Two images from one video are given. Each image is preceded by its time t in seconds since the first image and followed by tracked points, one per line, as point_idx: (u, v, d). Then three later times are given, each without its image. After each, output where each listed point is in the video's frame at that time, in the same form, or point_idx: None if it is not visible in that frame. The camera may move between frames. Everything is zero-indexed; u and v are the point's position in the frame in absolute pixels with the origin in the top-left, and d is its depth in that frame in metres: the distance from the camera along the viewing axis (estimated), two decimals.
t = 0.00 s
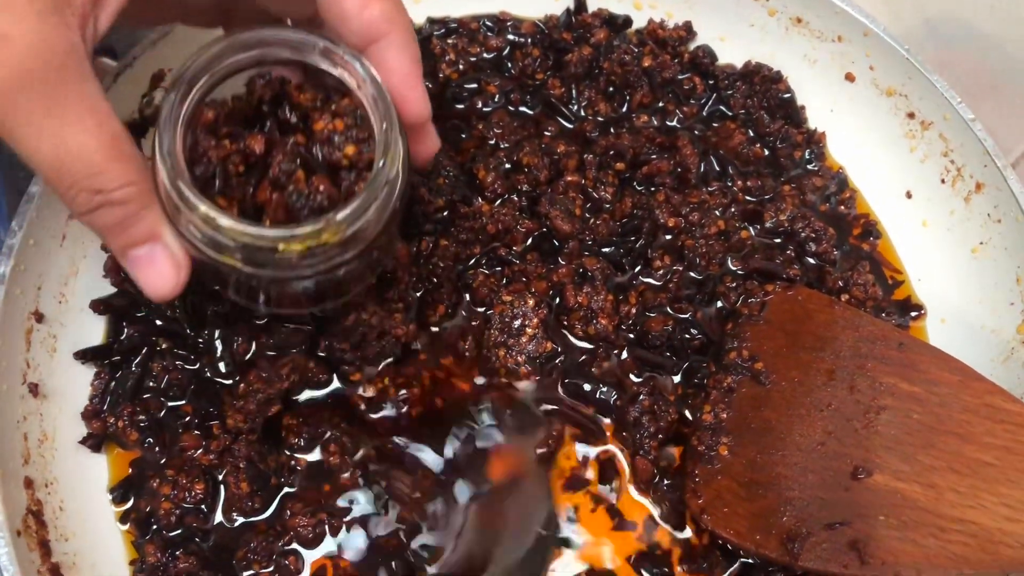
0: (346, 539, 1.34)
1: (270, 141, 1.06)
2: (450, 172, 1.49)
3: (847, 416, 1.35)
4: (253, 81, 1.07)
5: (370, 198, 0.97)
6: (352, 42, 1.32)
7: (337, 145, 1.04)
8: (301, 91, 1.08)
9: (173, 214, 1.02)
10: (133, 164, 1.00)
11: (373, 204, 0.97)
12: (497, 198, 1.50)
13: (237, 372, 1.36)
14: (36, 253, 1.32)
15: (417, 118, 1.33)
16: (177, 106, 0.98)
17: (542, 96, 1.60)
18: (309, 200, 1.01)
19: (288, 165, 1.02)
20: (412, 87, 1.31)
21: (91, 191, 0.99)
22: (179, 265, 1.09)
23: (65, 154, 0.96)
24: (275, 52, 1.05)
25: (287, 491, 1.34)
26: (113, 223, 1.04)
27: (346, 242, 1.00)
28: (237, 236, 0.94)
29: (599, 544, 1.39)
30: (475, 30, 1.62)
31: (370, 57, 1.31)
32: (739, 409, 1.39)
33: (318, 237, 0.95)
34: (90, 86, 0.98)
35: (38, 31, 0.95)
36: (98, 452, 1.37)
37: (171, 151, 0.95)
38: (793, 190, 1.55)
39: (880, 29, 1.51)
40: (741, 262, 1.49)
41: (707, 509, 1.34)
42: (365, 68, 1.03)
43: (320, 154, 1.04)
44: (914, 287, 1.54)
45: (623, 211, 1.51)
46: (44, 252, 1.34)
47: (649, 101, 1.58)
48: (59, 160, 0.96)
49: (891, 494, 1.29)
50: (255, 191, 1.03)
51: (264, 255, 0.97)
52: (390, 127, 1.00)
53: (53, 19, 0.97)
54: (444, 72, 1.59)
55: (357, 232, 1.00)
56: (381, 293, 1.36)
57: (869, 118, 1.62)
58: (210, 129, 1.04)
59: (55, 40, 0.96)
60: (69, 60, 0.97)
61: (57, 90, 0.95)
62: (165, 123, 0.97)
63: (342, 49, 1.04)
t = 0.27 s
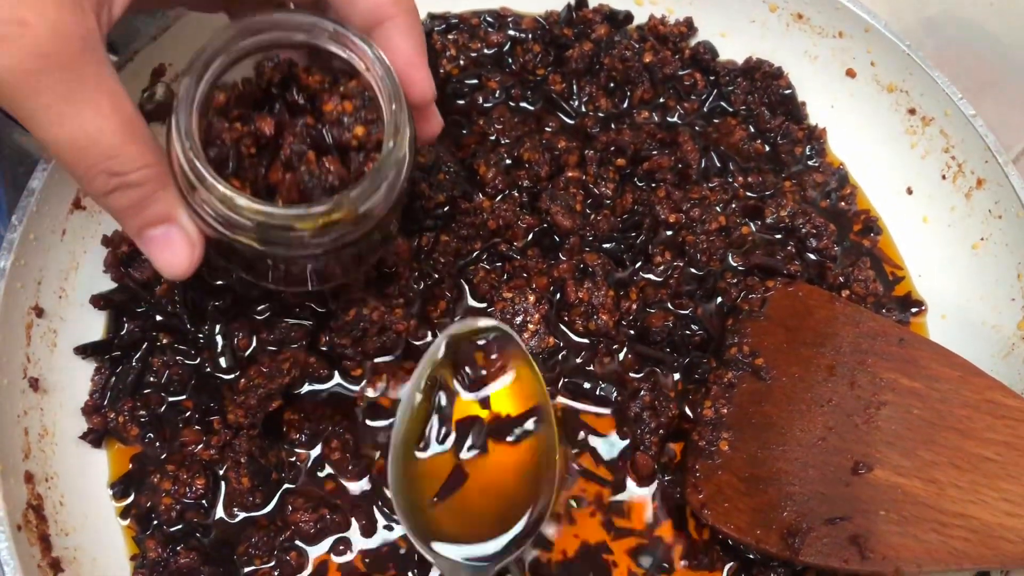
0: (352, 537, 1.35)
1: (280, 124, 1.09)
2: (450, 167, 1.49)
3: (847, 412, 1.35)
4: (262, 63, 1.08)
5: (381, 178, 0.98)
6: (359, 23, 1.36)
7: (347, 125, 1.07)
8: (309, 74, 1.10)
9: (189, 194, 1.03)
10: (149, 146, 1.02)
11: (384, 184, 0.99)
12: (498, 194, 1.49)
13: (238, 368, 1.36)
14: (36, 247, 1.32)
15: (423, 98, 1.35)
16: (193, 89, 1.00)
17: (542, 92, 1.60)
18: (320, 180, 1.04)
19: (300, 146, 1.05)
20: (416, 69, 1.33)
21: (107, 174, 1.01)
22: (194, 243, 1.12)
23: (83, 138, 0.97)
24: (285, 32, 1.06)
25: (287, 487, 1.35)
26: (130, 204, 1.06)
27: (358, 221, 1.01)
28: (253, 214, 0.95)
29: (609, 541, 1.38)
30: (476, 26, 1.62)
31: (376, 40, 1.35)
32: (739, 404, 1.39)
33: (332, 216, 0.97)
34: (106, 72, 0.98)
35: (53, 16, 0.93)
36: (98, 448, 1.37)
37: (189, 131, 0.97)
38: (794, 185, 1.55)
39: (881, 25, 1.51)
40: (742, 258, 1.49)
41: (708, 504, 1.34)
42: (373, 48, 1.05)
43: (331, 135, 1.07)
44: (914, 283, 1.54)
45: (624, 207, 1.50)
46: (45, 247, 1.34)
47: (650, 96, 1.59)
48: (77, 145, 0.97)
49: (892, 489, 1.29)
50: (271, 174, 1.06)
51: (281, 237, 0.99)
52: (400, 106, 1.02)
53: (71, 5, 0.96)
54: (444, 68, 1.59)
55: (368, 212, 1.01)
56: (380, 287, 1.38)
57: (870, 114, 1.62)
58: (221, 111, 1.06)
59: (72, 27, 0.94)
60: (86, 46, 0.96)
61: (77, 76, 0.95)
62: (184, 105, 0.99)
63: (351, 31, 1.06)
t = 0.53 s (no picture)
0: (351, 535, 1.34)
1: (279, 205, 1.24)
2: (448, 165, 1.52)
3: (843, 409, 1.35)
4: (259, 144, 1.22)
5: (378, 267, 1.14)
6: (366, 107, 1.37)
7: (346, 211, 1.21)
8: (312, 155, 1.24)
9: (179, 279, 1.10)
10: (141, 225, 1.05)
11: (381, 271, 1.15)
12: (495, 191, 1.50)
13: (234, 365, 1.36)
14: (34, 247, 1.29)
15: (426, 183, 1.35)
16: (191, 175, 1.12)
17: (539, 90, 1.60)
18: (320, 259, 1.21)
19: (299, 232, 1.22)
20: (420, 155, 1.33)
21: (101, 253, 1.04)
22: (186, 325, 1.11)
23: (78, 216, 1.00)
24: (288, 118, 1.20)
25: (283, 484, 1.33)
26: (124, 282, 1.08)
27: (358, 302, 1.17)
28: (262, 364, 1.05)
29: (611, 542, 1.37)
30: (473, 23, 1.62)
31: (381, 121, 1.35)
32: (736, 402, 1.39)
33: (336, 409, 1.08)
34: (102, 150, 1.02)
35: (54, 91, 0.98)
36: (95, 445, 1.38)
37: (184, 221, 1.08)
38: (790, 183, 1.55)
39: (879, 23, 1.51)
40: (739, 256, 1.49)
41: (704, 501, 1.34)
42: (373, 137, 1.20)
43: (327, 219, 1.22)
44: (910, 280, 1.55)
45: (620, 205, 1.51)
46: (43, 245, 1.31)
47: (647, 95, 1.58)
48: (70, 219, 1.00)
49: (887, 486, 1.29)
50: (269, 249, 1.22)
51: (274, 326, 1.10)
52: (401, 196, 1.17)
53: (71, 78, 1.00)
54: (441, 65, 1.58)
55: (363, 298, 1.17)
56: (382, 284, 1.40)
57: (867, 112, 1.61)
58: (222, 190, 1.20)
59: (69, 105, 0.98)
60: (84, 120, 1.00)
61: (72, 155, 0.99)
62: (180, 195, 1.10)
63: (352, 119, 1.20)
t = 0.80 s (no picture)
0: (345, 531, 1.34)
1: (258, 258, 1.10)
2: (443, 161, 1.50)
3: (840, 406, 1.35)
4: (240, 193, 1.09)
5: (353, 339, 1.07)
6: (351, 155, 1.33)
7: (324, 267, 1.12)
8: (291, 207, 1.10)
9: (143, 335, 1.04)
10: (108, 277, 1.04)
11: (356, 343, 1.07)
12: (491, 187, 1.49)
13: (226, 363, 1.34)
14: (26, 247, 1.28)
15: (412, 238, 1.28)
16: (154, 227, 1.01)
17: (535, 86, 1.60)
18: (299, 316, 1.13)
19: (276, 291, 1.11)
20: (407, 208, 1.26)
21: (62, 304, 1.02)
22: (150, 375, 1.12)
23: (40, 264, 0.99)
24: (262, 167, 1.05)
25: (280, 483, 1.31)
26: (84, 334, 1.06)
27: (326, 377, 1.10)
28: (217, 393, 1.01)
29: (607, 541, 1.37)
30: (469, 18, 1.62)
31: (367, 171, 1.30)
32: (732, 399, 1.39)
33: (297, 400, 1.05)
34: (67, 195, 1.01)
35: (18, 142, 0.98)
36: (89, 443, 1.37)
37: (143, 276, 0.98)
38: (787, 180, 1.54)
39: (875, 19, 1.50)
40: (736, 253, 1.49)
41: (700, 498, 1.33)
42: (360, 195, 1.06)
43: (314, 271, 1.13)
44: (908, 277, 1.55)
45: (617, 201, 1.49)
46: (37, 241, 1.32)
47: (644, 90, 1.58)
48: (31, 272, 0.99)
49: (884, 484, 1.29)
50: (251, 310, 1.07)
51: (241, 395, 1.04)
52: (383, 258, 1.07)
53: (34, 127, 1.00)
54: (437, 60, 1.58)
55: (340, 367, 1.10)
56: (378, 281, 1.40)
57: (865, 108, 1.61)
58: (193, 239, 1.08)
59: (34, 147, 0.99)
60: (46, 168, 1.00)
61: (35, 201, 0.98)
62: (140, 247, 0.99)
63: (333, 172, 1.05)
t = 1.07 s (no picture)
0: (345, 530, 1.34)
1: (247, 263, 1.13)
2: (444, 158, 1.49)
3: (842, 405, 1.35)
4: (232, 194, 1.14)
5: (338, 326, 1.00)
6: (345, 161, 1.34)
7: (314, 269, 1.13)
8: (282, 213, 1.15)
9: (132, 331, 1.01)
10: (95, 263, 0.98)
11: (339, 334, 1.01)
12: (492, 185, 1.48)
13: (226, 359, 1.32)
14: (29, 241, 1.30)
15: (405, 245, 1.26)
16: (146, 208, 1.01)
17: (536, 82, 1.59)
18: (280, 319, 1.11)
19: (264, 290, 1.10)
20: (399, 213, 1.26)
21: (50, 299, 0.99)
22: (135, 379, 1.09)
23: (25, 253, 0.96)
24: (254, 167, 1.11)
25: (279, 481, 1.34)
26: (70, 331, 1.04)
27: (314, 368, 1.03)
28: (196, 360, 0.97)
29: (608, 540, 1.36)
30: (469, 16, 1.60)
31: (361, 176, 1.30)
32: (734, 398, 1.38)
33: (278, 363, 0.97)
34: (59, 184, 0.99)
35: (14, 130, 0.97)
36: (88, 441, 1.36)
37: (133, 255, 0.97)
38: (789, 178, 1.54)
39: (877, 16, 1.49)
40: (737, 251, 1.48)
41: (702, 497, 1.33)
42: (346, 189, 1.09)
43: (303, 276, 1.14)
44: (909, 275, 1.55)
45: (618, 199, 1.48)
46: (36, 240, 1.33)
47: (644, 88, 1.58)
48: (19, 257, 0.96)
49: (886, 483, 1.29)
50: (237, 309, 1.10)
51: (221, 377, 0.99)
52: (369, 252, 1.04)
53: (29, 116, 0.99)
54: (438, 58, 1.58)
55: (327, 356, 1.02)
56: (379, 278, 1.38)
57: (866, 106, 1.61)
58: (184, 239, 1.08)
59: (27, 135, 0.98)
60: (39, 156, 0.98)
61: (24, 188, 0.96)
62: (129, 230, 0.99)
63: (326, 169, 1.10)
